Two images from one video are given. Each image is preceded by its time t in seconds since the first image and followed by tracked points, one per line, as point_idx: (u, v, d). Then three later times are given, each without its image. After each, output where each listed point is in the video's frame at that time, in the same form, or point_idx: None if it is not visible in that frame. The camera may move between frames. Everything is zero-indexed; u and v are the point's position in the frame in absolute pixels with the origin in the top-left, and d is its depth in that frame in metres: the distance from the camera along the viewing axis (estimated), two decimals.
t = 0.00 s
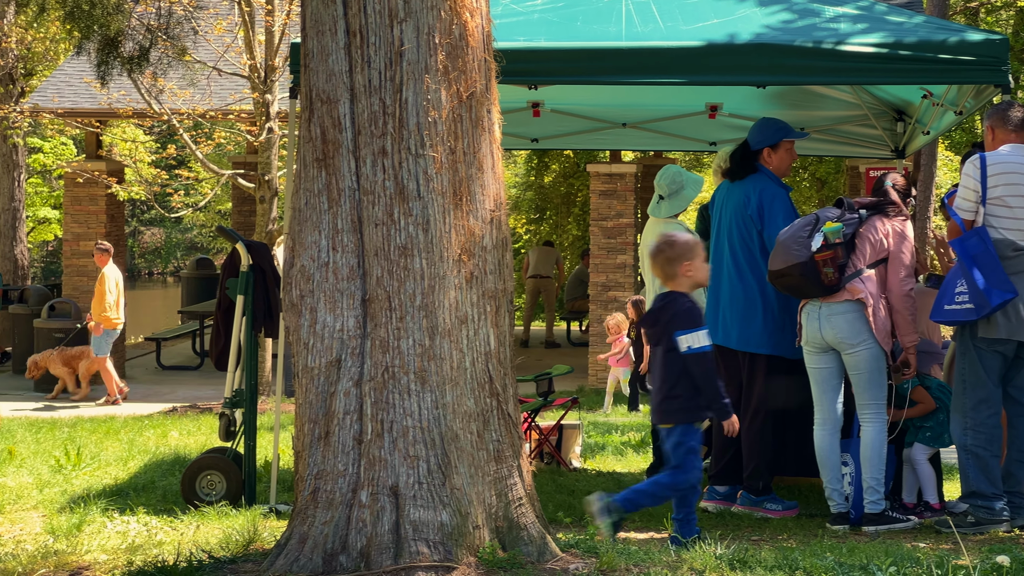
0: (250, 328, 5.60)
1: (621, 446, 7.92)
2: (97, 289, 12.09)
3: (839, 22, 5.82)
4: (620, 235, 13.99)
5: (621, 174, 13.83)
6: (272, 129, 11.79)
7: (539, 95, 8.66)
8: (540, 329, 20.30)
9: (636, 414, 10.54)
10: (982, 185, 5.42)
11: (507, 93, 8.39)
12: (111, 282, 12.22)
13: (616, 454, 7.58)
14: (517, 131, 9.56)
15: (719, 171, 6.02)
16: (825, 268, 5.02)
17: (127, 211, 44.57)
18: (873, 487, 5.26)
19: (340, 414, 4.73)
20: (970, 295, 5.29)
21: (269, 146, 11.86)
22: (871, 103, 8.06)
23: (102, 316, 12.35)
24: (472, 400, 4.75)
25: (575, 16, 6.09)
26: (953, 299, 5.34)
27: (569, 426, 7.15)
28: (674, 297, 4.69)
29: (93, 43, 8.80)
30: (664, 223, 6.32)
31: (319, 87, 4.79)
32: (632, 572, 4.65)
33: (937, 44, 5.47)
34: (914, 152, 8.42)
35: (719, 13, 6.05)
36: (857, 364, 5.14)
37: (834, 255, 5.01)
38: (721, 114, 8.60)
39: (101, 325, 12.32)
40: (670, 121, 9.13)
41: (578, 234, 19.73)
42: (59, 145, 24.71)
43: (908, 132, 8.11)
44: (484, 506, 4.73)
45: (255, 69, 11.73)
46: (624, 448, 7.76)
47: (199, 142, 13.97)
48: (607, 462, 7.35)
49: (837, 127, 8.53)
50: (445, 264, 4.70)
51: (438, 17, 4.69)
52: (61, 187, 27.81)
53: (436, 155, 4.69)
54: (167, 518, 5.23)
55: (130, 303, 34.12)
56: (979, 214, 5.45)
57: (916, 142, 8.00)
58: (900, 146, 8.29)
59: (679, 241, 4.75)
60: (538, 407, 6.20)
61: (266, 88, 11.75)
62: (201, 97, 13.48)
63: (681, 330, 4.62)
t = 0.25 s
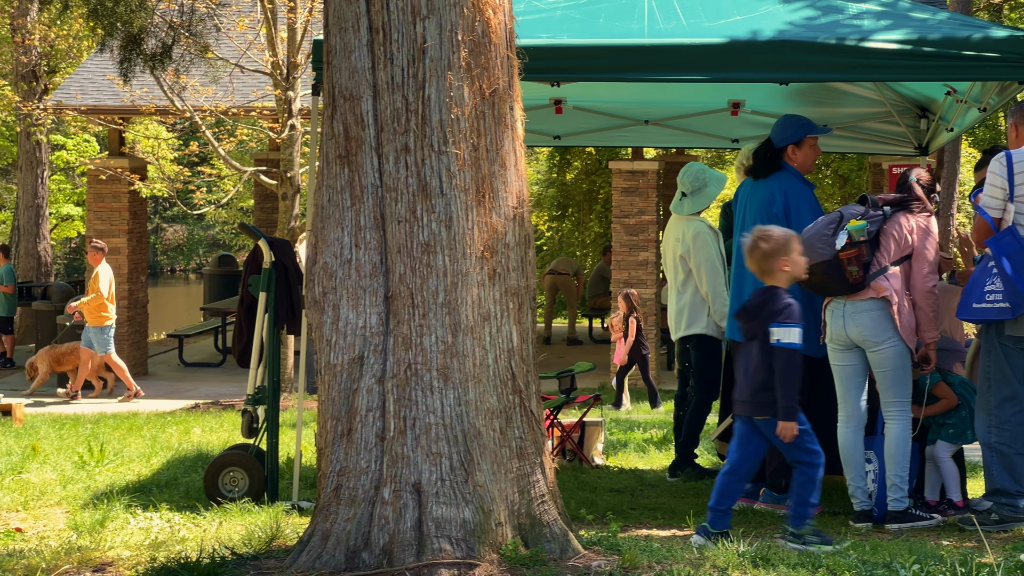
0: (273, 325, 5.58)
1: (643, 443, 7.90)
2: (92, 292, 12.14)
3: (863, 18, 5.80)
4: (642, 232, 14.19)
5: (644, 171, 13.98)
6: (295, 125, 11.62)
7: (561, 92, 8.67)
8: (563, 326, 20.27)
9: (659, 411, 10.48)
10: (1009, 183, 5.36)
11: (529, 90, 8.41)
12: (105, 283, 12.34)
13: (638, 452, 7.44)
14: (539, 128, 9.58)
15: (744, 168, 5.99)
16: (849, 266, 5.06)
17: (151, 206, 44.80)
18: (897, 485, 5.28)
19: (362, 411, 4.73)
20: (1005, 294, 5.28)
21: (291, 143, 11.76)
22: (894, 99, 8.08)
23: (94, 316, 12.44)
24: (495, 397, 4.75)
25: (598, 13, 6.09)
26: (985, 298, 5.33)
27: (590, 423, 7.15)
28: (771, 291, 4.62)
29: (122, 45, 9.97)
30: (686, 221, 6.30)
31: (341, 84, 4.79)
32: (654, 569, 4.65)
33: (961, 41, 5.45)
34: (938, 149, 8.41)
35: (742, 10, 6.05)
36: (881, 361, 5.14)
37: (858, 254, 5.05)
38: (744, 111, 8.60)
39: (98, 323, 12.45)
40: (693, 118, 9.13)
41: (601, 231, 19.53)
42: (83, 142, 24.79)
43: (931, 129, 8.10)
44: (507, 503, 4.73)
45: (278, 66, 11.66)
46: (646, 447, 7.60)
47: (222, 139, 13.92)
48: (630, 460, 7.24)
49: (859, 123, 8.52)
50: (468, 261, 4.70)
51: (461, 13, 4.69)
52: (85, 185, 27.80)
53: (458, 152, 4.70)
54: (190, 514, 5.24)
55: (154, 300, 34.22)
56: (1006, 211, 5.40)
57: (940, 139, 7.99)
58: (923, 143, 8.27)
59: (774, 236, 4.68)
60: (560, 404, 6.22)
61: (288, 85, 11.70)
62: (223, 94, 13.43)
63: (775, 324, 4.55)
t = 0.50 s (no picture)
0: (298, 321, 5.58)
1: (667, 438, 7.88)
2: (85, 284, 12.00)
3: (889, 13, 5.79)
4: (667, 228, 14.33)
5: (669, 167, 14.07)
6: (321, 120, 11.58)
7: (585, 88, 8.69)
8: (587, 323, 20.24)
9: (684, 408, 10.39)
10: None
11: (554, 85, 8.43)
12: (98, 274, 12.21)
13: (663, 449, 7.43)
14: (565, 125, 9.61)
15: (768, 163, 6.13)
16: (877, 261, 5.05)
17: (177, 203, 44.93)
18: (923, 481, 5.38)
19: (388, 406, 4.74)
20: None
21: (316, 140, 11.62)
22: (920, 94, 8.05)
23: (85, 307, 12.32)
24: (521, 392, 4.75)
25: (624, 8, 6.12)
26: (1011, 292, 5.37)
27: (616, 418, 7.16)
28: (877, 284, 4.62)
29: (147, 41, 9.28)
30: (712, 217, 6.32)
31: (367, 79, 4.82)
32: (680, 565, 4.65)
33: (988, 36, 5.42)
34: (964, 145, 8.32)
35: (768, 5, 6.05)
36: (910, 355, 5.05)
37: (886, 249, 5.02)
38: (769, 107, 8.59)
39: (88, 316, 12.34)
40: (719, 115, 9.12)
41: (625, 227, 19.23)
42: (109, 138, 24.84)
43: (958, 124, 8.07)
44: (532, 498, 4.73)
45: (303, 62, 11.57)
46: (671, 443, 7.65)
47: (247, 135, 13.83)
48: (654, 455, 7.24)
49: (886, 119, 8.48)
50: (493, 256, 4.71)
51: (487, 8, 4.71)
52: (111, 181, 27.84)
53: (484, 147, 4.70)
54: (216, 509, 5.24)
55: (179, 296, 34.27)
56: None
57: (967, 135, 7.96)
58: (950, 138, 8.24)
59: (879, 229, 4.63)
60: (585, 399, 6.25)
61: (313, 81, 11.60)
62: (249, 90, 13.32)
63: (881, 317, 4.56)
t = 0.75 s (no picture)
0: (328, 316, 5.58)
1: (697, 434, 7.86)
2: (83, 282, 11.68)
3: (920, 8, 5.78)
4: (696, 224, 13.05)
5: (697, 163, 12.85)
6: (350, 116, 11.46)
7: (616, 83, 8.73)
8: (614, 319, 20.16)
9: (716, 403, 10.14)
10: None
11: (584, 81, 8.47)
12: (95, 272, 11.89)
13: (692, 444, 7.46)
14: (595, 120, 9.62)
15: (802, 160, 6.15)
16: (909, 260, 5.01)
17: (205, 199, 44.98)
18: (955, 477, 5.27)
19: (419, 401, 4.74)
20: None
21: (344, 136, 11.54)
22: (953, 90, 8.01)
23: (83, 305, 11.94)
24: (552, 387, 4.75)
25: (654, 4, 6.15)
26: None
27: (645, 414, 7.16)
28: (977, 294, 4.69)
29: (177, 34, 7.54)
30: (744, 212, 6.29)
31: (398, 74, 4.83)
32: (711, 560, 4.65)
33: (1021, 31, 5.39)
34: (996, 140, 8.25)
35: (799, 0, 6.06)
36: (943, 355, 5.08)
37: (917, 247, 5.00)
38: (799, 103, 8.58)
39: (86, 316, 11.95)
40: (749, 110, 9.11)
41: (654, 223, 18.74)
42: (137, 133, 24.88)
43: (989, 120, 8.05)
44: (563, 493, 4.73)
45: (332, 57, 11.58)
46: (700, 438, 7.65)
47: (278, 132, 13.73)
48: (684, 451, 7.20)
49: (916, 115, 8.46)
50: (524, 251, 4.71)
51: (518, 3, 4.71)
52: (140, 177, 28.19)
53: (516, 142, 4.71)
54: (245, 504, 5.33)
55: (207, 292, 34.22)
56: None
57: (998, 130, 7.91)
58: (981, 134, 8.20)
59: (987, 239, 4.74)
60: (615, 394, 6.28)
61: (342, 77, 11.57)
62: (277, 86, 13.25)
63: (984, 329, 4.61)
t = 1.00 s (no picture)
0: (366, 310, 5.57)
1: (735, 429, 7.78)
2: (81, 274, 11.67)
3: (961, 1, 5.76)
4: (733, 219, 13.19)
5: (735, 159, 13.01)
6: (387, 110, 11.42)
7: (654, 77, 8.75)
8: (650, 314, 20.03)
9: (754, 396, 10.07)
10: None
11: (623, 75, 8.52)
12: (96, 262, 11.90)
13: (730, 438, 7.45)
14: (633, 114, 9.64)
15: (843, 154, 6.16)
16: (949, 257, 5.03)
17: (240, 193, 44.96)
18: (995, 472, 5.20)
19: (458, 395, 4.76)
20: None
21: (383, 129, 11.50)
22: (994, 84, 7.90)
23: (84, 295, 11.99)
24: (591, 380, 4.75)
25: None
26: None
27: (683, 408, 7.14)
28: None
29: (218, 29, 8.04)
30: (782, 206, 6.30)
31: (438, 68, 4.86)
32: (751, 555, 4.64)
33: None
34: None
35: None
36: (984, 350, 5.15)
37: (957, 243, 5.02)
38: (837, 96, 8.56)
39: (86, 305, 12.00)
40: (788, 104, 9.10)
41: (691, 218, 18.56)
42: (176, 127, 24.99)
43: None
44: (602, 487, 4.73)
45: (370, 52, 11.50)
46: (738, 432, 7.63)
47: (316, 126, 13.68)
48: (721, 445, 7.21)
49: (954, 109, 8.43)
50: (564, 245, 4.72)
51: None
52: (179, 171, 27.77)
53: (555, 136, 4.72)
54: (284, 497, 5.37)
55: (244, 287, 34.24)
56: None
57: None
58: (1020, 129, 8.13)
59: None
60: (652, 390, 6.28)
61: (380, 71, 11.54)
62: (315, 80, 13.28)
63: None
